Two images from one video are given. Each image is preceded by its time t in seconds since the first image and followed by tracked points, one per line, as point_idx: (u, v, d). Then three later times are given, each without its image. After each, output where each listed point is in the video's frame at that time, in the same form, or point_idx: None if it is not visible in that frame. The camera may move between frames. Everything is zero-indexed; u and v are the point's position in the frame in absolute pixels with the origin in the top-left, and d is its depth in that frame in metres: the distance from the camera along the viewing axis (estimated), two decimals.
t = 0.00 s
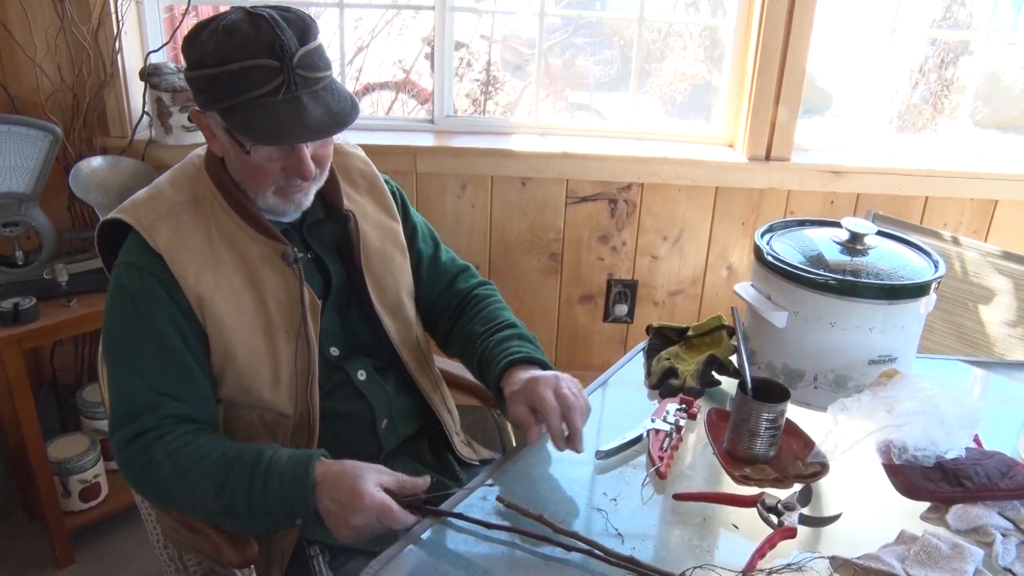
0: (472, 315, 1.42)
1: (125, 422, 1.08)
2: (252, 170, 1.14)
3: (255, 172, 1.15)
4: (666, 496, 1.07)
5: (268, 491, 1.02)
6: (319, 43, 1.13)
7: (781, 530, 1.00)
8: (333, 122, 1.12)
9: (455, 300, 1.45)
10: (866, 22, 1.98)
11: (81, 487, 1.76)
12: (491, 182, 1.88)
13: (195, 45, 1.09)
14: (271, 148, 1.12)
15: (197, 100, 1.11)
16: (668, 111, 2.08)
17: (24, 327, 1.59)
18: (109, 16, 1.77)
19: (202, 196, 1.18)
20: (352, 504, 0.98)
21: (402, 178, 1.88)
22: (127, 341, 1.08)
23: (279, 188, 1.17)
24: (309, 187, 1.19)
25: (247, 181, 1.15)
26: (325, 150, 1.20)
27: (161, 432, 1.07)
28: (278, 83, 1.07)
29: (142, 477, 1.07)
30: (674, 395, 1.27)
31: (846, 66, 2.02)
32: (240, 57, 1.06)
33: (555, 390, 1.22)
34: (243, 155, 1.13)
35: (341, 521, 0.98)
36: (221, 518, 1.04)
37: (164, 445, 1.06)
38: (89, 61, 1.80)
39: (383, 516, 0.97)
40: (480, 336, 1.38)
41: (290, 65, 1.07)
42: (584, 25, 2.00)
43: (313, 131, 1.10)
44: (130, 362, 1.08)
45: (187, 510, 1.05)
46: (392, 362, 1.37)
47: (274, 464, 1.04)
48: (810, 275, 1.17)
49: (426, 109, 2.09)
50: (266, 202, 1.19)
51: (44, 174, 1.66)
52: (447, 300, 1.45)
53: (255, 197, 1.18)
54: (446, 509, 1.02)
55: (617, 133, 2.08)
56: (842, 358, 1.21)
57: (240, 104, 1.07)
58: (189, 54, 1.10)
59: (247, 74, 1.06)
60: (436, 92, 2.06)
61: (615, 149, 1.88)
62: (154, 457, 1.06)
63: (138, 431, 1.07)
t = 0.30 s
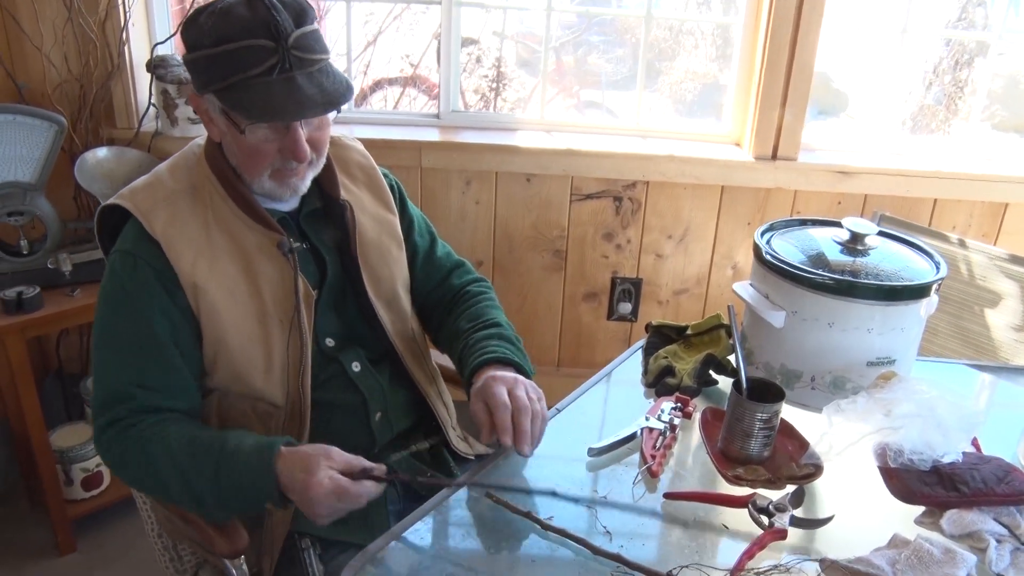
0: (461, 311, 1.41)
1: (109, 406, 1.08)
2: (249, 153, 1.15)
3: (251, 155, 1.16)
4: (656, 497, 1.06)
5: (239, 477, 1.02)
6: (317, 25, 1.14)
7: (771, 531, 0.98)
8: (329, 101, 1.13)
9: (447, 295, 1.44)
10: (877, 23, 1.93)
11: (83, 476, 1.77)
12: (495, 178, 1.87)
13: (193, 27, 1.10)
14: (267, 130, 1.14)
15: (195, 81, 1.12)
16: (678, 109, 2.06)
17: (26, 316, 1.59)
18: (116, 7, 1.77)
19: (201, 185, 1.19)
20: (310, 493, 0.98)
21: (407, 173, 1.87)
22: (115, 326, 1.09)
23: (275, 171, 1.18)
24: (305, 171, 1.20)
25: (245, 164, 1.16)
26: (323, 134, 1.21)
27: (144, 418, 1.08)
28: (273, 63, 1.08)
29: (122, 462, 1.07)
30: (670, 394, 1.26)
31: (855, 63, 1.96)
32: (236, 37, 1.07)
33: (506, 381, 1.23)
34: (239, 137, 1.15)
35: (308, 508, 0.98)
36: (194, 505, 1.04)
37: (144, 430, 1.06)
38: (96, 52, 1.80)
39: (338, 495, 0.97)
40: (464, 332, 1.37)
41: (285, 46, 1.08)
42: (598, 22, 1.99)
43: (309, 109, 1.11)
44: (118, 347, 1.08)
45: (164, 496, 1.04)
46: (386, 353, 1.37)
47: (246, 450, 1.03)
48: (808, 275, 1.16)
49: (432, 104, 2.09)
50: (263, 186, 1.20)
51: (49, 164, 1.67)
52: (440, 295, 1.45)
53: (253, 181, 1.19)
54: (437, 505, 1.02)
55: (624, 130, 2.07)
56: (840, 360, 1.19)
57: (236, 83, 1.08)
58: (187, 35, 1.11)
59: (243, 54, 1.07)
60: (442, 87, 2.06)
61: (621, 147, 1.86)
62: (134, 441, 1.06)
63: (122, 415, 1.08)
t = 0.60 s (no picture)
0: (464, 297, 1.42)
1: (98, 401, 1.12)
2: (241, 151, 1.19)
3: (243, 153, 1.19)
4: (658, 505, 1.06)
5: (219, 462, 1.05)
6: (301, 24, 1.18)
7: (773, 541, 0.98)
8: (314, 94, 1.17)
9: (449, 285, 1.45)
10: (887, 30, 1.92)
11: (91, 479, 1.78)
12: (503, 185, 1.87)
13: (182, 31, 1.14)
14: (257, 127, 1.18)
15: (186, 83, 1.16)
16: (688, 117, 2.06)
17: (35, 319, 1.61)
18: (130, 13, 1.80)
19: (198, 188, 1.23)
20: (291, 449, 1.02)
21: (415, 180, 1.88)
22: (104, 325, 1.13)
23: (268, 170, 1.22)
24: (297, 169, 1.24)
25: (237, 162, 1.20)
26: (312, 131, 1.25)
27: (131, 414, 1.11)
28: (259, 60, 1.12)
29: (110, 455, 1.11)
30: (674, 404, 1.25)
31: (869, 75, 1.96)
32: (223, 36, 1.11)
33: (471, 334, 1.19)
34: (230, 135, 1.18)
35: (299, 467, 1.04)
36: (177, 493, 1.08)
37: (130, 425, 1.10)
38: (109, 58, 1.82)
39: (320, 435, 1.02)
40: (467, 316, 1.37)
41: (270, 43, 1.12)
42: (610, 30, 1.99)
43: (295, 104, 1.15)
44: (106, 345, 1.12)
45: (148, 487, 1.08)
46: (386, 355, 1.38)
47: (222, 438, 1.06)
48: (813, 285, 1.15)
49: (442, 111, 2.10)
50: (257, 186, 1.23)
51: (61, 169, 1.69)
52: (441, 287, 1.46)
53: (246, 181, 1.22)
54: (439, 512, 1.03)
55: (633, 138, 2.07)
56: (844, 369, 1.19)
57: (224, 81, 1.12)
58: (177, 40, 1.15)
59: (230, 52, 1.11)
60: (451, 94, 2.06)
61: (629, 154, 1.86)
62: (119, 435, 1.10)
63: (111, 411, 1.12)
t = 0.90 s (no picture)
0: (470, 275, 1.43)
1: (105, 408, 1.15)
2: (240, 152, 1.26)
3: (243, 154, 1.26)
4: (668, 519, 1.06)
5: (221, 460, 1.08)
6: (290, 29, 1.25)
7: (783, 557, 0.98)
8: (308, 90, 1.23)
9: (454, 272, 1.46)
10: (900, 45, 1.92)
11: (101, 487, 1.78)
12: (514, 198, 1.88)
13: (178, 43, 1.22)
14: (255, 127, 1.24)
15: (184, 92, 1.24)
16: (698, 130, 2.06)
17: (47, 328, 1.61)
18: (144, 24, 1.81)
19: (199, 197, 1.27)
20: (283, 437, 1.04)
21: (427, 192, 1.88)
22: (109, 333, 1.16)
23: (268, 170, 1.27)
24: (296, 169, 1.29)
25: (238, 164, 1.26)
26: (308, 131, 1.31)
27: (138, 418, 1.14)
28: (253, 62, 1.19)
29: (119, 461, 1.13)
30: (684, 417, 1.25)
31: (882, 89, 1.95)
32: (219, 42, 1.18)
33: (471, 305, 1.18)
34: (229, 136, 1.25)
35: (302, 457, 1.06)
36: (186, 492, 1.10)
37: (136, 428, 1.13)
38: (123, 68, 1.83)
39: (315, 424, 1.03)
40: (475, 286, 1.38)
41: (263, 45, 1.19)
42: (621, 42, 1.99)
43: (291, 99, 1.21)
44: (111, 351, 1.16)
45: (157, 489, 1.11)
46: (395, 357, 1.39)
47: (223, 435, 1.09)
48: (824, 300, 1.15)
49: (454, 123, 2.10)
50: (258, 187, 1.28)
51: (75, 179, 1.70)
52: (448, 275, 1.47)
53: (248, 183, 1.27)
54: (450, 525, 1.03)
55: (645, 152, 2.07)
56: (855, 386, 1.19)
57: (221, 84, 1.19)
58: (174, 52, 1.23)
59: (226, 56, 1.18)
60: (464, 107, 2.07)
61: (640, 168, 1.86)
62: (126, 439, 1.12)
63: (118, 417, 1.14)
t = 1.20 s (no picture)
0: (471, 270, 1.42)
1: (112, 419, 1.15)
2: (233, 157, 1.27)
3: (236, 159, 1.27)
4: (683, 536, 1.05)
5: (226, 467, 1.07)
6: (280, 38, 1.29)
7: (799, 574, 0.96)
8: (298, 91, 1.25)
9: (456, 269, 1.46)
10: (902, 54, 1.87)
11: (103, 498, 1.77)
12: (521, 209, 1.87)
13: (173, 54, 1.26)
14: (247, 131, 1.26)
15: (179, 101, 1.27)
16: (703, 141, 2.05)
17: (52, 338, 1.60)
18: (150, 32, 1.79)
19: (199, 208, 1.27)
20: (291, 447, 1.03)
21: (433, 201, 1.87)
22: (111, 345, 1.16)
23: (261, 175, 1.28)
24: (289, 174, 1.30)
25: (231, 168, 1.27)
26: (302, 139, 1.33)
27: (142, 428, 1.14)
28: (243, 65, 1.22)
29: (127, 473, 1.13)
30: (695, 431, 1.25)
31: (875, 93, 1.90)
32: (211, 48, 1.21)
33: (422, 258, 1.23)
34: (222, 141, 1.26)
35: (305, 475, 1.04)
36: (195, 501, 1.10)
37: (141, 438, 1.13)
38: (129, 76, 1.82)
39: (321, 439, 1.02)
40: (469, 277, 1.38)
41: (253, 49, 1.22)
42: (624, 52, 1.99)
43: (280, 99, 1.23)
44: (116, 364, 1.15)
45: (166, 498, 1.10)
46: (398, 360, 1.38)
47: (227, 443, 1.08)
48: (837, 314, 1.15)
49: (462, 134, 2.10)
50: (252, 193, 1.29)
51: (80, 187, 1.69)
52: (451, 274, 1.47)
53: (242, 189, 1.28)
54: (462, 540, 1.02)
55: (652, 162, 2.06)
56: (868, 401, 1.17)
57: (213, 87, 1.22)
58: (169, 64, 1.26)
59: (216, 62, 1.22)
60: (471, 117, 2.06)
61: (647, 179, 1.86)
62: (133, 450, 1.12)
63: (124, 428, 1.14)
